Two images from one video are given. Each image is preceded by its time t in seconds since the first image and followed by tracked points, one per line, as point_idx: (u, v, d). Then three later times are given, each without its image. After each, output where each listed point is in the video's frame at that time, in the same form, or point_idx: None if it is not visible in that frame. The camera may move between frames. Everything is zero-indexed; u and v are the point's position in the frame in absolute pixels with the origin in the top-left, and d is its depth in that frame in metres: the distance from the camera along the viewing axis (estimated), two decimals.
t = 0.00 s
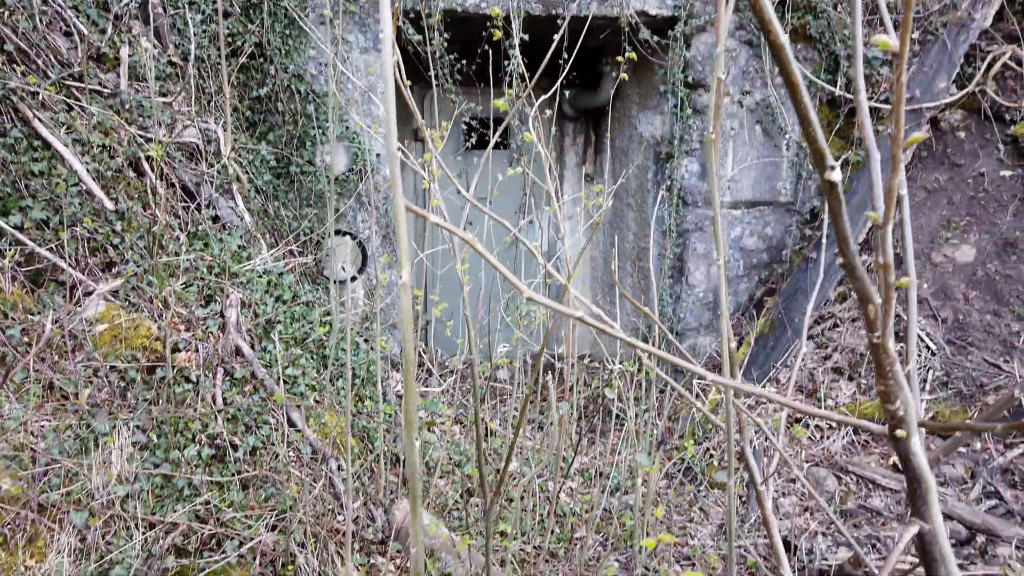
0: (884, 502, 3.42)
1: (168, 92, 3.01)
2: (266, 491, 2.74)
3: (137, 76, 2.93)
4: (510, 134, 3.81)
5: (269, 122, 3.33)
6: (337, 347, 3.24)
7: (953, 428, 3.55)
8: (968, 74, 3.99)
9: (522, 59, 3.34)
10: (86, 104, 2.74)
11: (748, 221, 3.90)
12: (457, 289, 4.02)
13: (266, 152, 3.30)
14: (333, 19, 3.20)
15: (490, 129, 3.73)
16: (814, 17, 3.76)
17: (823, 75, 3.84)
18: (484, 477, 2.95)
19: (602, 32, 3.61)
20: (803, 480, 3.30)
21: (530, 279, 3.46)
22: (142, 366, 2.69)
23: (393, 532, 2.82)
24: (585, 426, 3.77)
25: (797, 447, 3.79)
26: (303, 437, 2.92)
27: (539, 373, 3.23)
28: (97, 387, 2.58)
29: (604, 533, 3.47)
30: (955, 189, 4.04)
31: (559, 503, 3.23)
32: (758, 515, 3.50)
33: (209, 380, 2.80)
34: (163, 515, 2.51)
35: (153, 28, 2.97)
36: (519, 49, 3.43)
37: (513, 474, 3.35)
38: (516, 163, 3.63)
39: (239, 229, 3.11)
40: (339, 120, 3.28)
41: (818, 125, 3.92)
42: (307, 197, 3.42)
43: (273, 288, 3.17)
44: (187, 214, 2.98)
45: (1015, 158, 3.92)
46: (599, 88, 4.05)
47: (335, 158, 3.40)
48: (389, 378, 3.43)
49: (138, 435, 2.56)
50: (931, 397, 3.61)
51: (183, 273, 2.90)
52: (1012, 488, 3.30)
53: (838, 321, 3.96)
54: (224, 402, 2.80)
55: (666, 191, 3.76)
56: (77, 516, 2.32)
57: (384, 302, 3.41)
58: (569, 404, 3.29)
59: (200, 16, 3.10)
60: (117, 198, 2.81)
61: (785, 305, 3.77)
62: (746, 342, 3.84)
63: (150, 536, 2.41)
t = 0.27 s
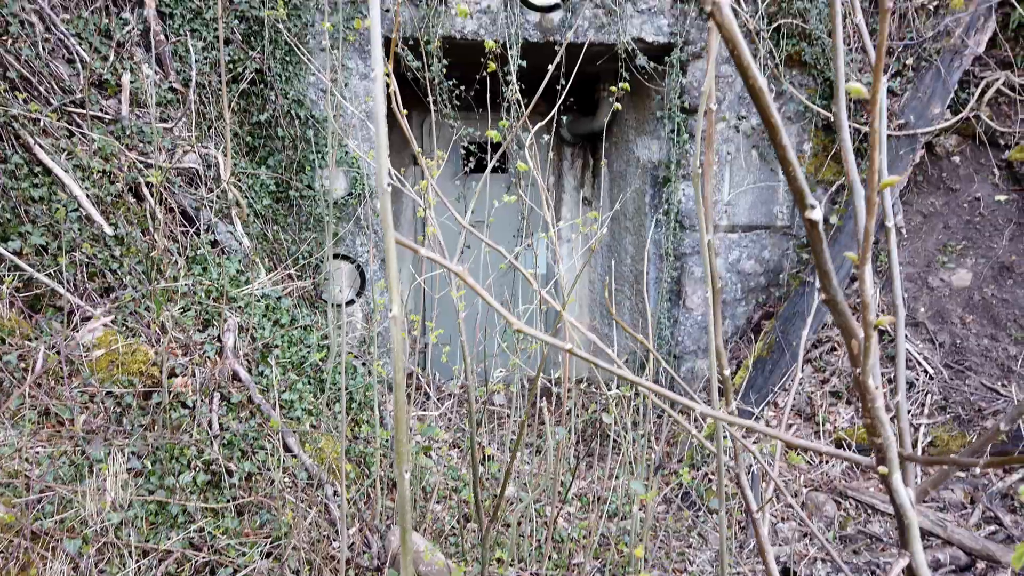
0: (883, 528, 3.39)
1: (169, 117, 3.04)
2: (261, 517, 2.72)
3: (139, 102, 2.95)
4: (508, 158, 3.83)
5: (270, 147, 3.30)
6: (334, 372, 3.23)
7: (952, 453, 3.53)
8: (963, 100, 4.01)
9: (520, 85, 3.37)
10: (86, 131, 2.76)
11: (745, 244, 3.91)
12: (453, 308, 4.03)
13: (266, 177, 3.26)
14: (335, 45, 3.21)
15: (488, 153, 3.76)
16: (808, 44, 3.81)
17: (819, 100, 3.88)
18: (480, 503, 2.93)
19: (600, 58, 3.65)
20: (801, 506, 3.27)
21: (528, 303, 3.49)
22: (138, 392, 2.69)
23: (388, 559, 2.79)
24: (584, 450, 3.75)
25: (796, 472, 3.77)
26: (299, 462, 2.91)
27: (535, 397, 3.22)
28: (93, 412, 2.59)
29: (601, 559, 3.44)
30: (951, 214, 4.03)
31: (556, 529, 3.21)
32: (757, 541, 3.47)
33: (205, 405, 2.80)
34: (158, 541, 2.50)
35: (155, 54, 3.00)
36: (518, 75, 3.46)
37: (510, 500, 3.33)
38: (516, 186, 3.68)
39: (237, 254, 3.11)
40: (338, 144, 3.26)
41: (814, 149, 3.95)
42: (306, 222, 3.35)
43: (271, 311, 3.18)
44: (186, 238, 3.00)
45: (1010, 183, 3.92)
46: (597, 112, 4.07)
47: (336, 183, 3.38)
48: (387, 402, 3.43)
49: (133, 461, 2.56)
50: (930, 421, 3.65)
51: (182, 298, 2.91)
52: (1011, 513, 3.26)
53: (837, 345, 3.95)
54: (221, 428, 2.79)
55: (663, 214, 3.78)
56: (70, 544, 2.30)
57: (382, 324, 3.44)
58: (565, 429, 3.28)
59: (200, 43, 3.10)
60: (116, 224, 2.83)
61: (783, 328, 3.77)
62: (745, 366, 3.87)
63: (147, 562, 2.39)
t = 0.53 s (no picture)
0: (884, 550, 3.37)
1: (170, 139, 3.06)
2: (259, 539, 2.70)
3: (140, 124, 2.98)
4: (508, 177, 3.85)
5: (271, 167, 3.32)
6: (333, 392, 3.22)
7: (952, 473, 3.52)
8: (960, 121, 4.01)
9: (519, 106, 3.39)
10: (89, 152, 2.77)
11: (745, 264, 3.93)
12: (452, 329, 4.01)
13: (266, 197, 3.27)
14: (336, 68, 3.27)
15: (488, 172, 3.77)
16: (805, 66, 3.84)
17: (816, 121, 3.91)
18: (479, 524, 2.91)
19: (599, 79, 3.68)
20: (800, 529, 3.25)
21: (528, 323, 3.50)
22: (136, 413, 2.69)
23: None
24: (583, 469, 3.74)
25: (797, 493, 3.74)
26: (297, 483, 2.90)
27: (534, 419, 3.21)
28: (91, 434, 2.57)
29: None
30: (949, 233, 4.03)
31: (555, 551, 3.19)
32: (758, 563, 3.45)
33: (204, 426, 2.80)
34: (154, 565, 2.48)
35: (158, 76, 3.02)
36: (518, 96, 3.49)
37: (510, 521, 3.32)
38: (515, 207, 3.69)
39: (237, 273, 3.12)
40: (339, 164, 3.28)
41: (813, 169, 3.97)
42: (306, 241, 3.37)
43: (271, 331, 3.17)
44: (186, 258, 3.00)
45: (1008, 203, 3.96)
46: (596, 132, 4.16)
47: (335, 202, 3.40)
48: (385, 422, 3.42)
49: (131, 484, 2.53)
50: (931, 442, 3.65)
51: (182, 318, 2.91)
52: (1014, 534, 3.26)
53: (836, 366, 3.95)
54: (218, 448, 2.81)
55: (663, 234, 3.79)
56: (66, 568, 2.28)
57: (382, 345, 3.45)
58: (564, 450, 3.26)
59: (203, 64, 3.13)
60: (117, 244, 2.84)
61: (783, 347, 3.77)
62: (745, 385, 3.87)
63: None
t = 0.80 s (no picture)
0: None
1: (175, 160, 3.08)
2: (259, 562, 2.68)
3: (146, 145, 3.01)
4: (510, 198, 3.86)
5: (275, 188, 3.33)
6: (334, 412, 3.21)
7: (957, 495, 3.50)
8: (960, 142, 4.03)
9: (521, 128, 3.41)
10: (94, 174, 2.79)
11: (748, 285, 3.93)
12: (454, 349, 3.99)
13: (270, 218, 3.29)
14: (340, 90, 3.26)
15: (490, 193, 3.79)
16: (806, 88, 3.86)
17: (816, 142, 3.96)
18: (480, 547, 2.88)
19: (601, 101, 3.71)
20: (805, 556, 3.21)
21: (529, 344, 3.50)
22: (138, 435, 2.68)
23: None
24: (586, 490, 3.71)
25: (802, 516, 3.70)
26: (298, 505, 2.88)
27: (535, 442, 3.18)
28: (92, 456, 2.57)
29: None
30: (951, 254, 4.04)
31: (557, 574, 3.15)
32: None
33: (205, 448, 2.78)
34: None
35: (163, 99, 3.07)
36: (520, 117, 3.51)
37: (512, 543, 3.29)
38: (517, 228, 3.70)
39: (240, 294, 3.12)
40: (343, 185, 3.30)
41: (814, 190, 4.00)
42: (309, 261, 3.35)
43: (273, 352, 3.16)
44: (189, 279, 3.01)
45: (1010, 224, 3.93)
46: (598, 153, 4.17)
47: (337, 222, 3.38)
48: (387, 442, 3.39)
49: (131, 506, 2.52)
50: (934, 463, 3.63)
51: (184, 339, 2.90)
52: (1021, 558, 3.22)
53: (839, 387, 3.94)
54: (218, 470, 2.80)
55: (665, 253, 3.79)
56: None
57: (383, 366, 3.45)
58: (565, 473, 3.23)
59: (208, 87, 3.15)
60: (121, 265, 2.84)
61: (785, 368, 3.76)
62: (749, 406, 3.88)
63: None
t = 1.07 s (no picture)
0: None
1: (180, 181, 3.10)
2: None
3: (151, 166, 3.03)
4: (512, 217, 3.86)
5: (279, 208, 3.35)
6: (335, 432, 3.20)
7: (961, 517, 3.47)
8: (962, 161, 4.03)
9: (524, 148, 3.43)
10: (98, 195, 2.82)
11: (750, 304, 3.92)
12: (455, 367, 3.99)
13: (273, 238, 3.30)
14: (344, 111, 3.27)
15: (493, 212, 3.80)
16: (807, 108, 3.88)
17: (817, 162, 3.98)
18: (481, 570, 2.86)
19: (602, 121, 3.74)
20: None
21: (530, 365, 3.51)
22: (138, 457, 2.66)
23: None
24: (588, 510, 3.69)
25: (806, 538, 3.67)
26: (298, 526, 2.86)
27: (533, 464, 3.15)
28: (93, 478, 2.57)
29: None
30: (953, 274, 4.03)
31: None
32: None
33: (205, 469, 2.77)
34: None
35: (168, 120, 3.08)
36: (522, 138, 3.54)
37: (513, 564, 3.27)
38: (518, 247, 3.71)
39: (242, 314, 3.13)
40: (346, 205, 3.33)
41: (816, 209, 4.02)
42: (311, 280, 3.36)
43: (274, 372, 3.16)
44: (192, 298, 3.01)
45: (1012, 243, 3.95)
46: (600, 172, 4.16)
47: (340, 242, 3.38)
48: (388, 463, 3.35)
49: (130, 528, 2.50)
50: (938, 485, 3.61)
51: (186, 359, 2.89)
52: None
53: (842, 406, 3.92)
54: (217, 492, 2.76)
55: (667, 271, 3.80)
56: None
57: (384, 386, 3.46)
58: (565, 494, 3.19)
59: (213, 108, 3.16)
60: (125, 286, 2.85)
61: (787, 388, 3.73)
62: (750, 426, 3.85)
63: None
